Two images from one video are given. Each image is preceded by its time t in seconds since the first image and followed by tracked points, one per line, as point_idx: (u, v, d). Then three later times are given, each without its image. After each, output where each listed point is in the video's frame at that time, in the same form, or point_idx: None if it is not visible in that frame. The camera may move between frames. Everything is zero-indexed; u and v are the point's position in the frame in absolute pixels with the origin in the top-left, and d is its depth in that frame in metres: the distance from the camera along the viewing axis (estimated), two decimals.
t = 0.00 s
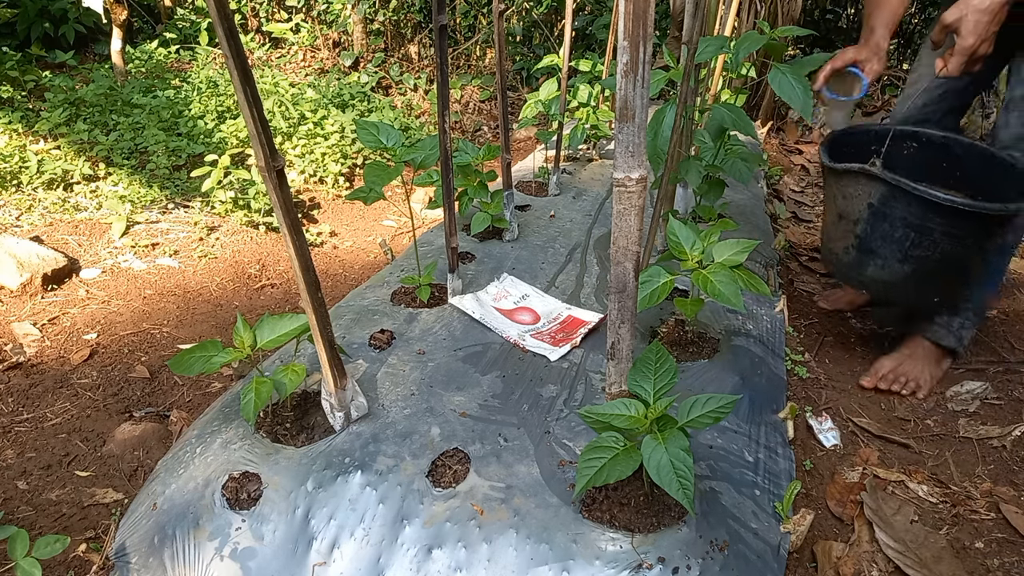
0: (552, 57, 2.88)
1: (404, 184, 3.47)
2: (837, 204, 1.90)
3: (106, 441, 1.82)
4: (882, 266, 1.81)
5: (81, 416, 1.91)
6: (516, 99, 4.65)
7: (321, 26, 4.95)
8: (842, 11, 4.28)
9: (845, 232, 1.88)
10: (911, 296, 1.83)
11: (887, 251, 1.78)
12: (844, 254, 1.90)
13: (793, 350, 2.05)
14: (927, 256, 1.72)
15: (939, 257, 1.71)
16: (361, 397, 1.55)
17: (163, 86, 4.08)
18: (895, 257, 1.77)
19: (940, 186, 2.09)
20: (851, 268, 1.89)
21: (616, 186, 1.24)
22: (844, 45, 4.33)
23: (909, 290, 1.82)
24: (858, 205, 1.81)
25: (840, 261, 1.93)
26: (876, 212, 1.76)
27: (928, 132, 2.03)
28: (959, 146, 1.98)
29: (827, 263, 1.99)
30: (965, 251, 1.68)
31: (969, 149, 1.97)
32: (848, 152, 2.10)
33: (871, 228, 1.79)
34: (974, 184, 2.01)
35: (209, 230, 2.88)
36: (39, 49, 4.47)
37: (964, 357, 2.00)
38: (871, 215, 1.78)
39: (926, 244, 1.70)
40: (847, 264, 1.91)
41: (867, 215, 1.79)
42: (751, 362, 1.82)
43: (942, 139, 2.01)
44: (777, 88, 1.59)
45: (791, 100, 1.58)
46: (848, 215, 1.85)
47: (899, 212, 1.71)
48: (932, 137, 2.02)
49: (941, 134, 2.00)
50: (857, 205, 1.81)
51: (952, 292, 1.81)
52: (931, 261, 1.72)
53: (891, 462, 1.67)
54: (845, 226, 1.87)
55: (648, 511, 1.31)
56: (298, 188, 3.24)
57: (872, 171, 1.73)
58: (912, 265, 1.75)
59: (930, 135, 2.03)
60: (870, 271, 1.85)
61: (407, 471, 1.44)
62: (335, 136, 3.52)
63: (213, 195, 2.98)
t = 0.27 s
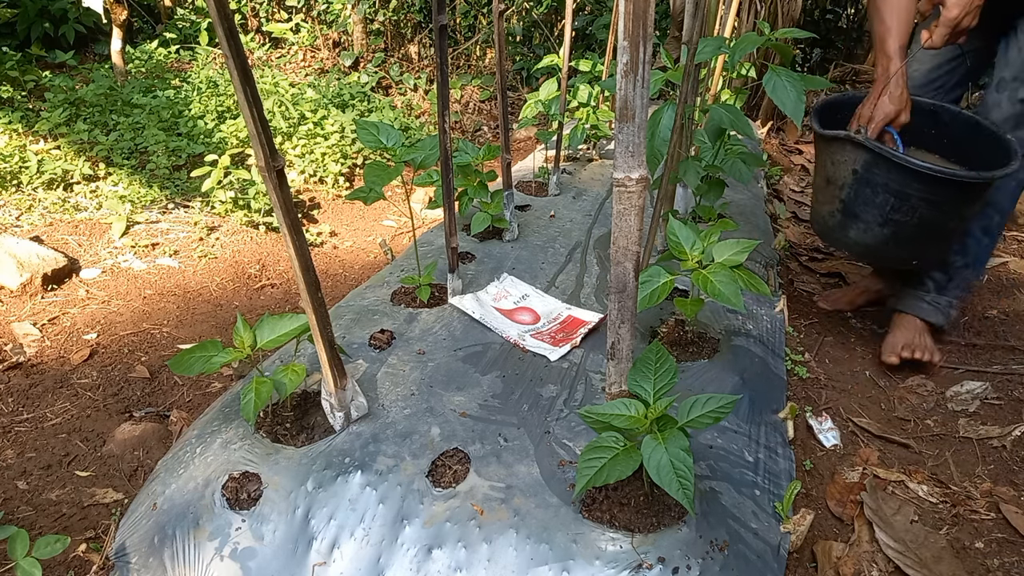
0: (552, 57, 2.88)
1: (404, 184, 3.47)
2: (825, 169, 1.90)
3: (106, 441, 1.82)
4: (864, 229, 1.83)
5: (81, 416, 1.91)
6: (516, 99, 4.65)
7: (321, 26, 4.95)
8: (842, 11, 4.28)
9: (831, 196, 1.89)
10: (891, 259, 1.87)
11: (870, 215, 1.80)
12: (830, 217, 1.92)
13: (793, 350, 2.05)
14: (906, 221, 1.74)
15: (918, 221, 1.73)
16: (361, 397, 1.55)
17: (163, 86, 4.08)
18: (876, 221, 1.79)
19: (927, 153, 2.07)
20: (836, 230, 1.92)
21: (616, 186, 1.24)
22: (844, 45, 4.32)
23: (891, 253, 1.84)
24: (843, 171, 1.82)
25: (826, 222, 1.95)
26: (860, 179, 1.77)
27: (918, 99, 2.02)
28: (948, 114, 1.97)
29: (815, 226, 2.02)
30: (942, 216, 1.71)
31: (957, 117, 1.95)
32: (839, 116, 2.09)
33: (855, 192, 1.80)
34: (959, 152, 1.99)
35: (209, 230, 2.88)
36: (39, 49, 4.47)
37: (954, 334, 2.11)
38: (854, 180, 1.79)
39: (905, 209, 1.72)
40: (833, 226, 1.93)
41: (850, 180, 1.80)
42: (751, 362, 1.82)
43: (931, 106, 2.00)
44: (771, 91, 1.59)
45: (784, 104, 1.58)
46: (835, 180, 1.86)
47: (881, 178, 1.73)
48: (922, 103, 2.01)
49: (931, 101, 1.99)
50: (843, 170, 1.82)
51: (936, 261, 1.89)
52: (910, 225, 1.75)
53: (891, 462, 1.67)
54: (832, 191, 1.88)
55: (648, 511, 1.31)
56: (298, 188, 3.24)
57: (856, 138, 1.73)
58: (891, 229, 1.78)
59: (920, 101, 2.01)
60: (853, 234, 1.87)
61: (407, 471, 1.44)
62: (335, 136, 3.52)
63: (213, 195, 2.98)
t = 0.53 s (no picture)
0: (552, 57, 2.88)
1: (404, 184, 3.47)
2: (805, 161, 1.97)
3: (106, 441, 1.83)
4: (837, 221, 1.91)
5: (81, 416, 1.91)
6: (516, 99, 4.65)
7: (321, 26, 4.95)
8: (843, 11, 4.28)
9: (808, 188, 1.97)
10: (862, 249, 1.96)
11: (841, 207, 1.88)
12: (806, 208, 2.00)
13: (793, 350, 2.05)
14: (875, 214, 1.83)
15: (885, 215, 1.82)
16: (361, 397, 1.55)
17: (163, 86, 4.08)
18: (847, 213, 1.88)
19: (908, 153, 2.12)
20: (812, 221, 2.00)
21: (616, 186, 1.24)
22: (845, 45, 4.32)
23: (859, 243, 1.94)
24: (820, 165, 1.89)
25: (802, 212, 2.03)
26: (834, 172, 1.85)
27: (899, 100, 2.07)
28: (927, 116, 2.01)
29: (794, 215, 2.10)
30: (907, 211, 1.80)
31: (935, 119, 2.00)
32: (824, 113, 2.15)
33: (829, 186, 1.88)
34: (937, 154, 2.04)
35: (209, 230, 2.88)
36: (39, 49, 4.47)
37: (953, 333, 2.13)
38: (829, 174, 1.87)
39: (873, 203, 1.81)
40: (809, 217, 2.01)
41: (825, 174, 1.88)
42: (751, 362, 1.82)
43: (911, 108, 2.05)
44: (775, 88, 1.59)
45: (791, 101, 1.58)
46: (812, 173, 1.94)
47: (852, 173, 1.80)
48: (903, 104, 2.06)
49: (910, 103, 2.04)
50: (819, 164, 1.90)
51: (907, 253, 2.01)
52: (878, 218, 1.83)
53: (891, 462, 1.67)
54: (809, 184, 1.96)
55: (648, 511, 1.31)
56: (299, 188, 3.24)
57: (831, 134, 1.81)
58: (861, 222, 1.86)
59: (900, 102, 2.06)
60: (826, 225, 1.95)
61: (407, 471, 1.44)
62: (335, 136, 3.52)
63: (213, 195, 2.98)
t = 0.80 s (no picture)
0: (552, 57, 2.88)
1: (404, 184, 3.47)
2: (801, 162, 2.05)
3: (106, 441, 1.82)
4: (827, 219, 1.98)
5: (81, 416, 1.91)
6: (516, 99, 4.65)
7: (321, 26, 4.95)
8: (843, 11, 4.27)
9: (802, 188, 2.06)
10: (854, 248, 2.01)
11: (830, 206, 1.95)
12: (801, 207, 2.08)
13: (792, 350, 2.05)
14: (862, 213, 1.88)
15: (871, 214, 1.87)
16: (361, 397, 1.55)
17: (163, 86, 4.08)
18: (836, 212, 1.94)
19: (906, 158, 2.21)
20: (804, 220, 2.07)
21: (616, 185, 1.24)
22: (845, 45, 4.31)
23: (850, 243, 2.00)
24: (813, 165, 1.98)
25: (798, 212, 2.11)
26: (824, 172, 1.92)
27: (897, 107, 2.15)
28: (922, 121, 2.10)
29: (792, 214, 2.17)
30: (893, 211, 1.84)
31: (930, 124, 2.08)
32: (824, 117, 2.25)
33: (820, 185, 1.96)
34: (931, 158, 2.12)
35: (209, 230, 2.88)
36: (39, 49, 4.47)
37: (953, 332, 2.14)
38: (819, 174, 1.95)
39: (860, 203, 1.86)
40: (804, 217, 2.09)
41: (817, 174, 1.96)
42: (751, 362, 1.82)
43: (908, 114, 2.13)
44: (774, 89, 1.59)
45: (789, 103, 1.58)
46: (806, 173, 2.02)
47: (840, 172, 1.87)
48: (900, 110, 2.14)
49: (908, 109, 2.13)
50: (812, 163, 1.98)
51: (900, 252, 2.06)
52: (866, 218, 1.88)
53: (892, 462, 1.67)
54: (803, 184, 2.04)
55: (648, 511, 1.31)
56: (298, 188, 3.24)
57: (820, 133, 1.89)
58: (849, 220, 1.92)
59: (898, 108, 2.15)
60: (818, 223, 2.03)
61: (407, 471, 1.43)
62: (335, 136, 3.52)
63: (213, 195, 2.98)
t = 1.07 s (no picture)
0: (552, 57, 2.88)
1: (404, 184, 3.47)
2: (810, 163, 2.02)
3: (106, 441, 1.82)
4: (846, 217, 1.96)
5: (81, 416, 1.91)
6: (516, 99, 4.65)
7: (321, 26, 4.95)
8: (843, 11, 4.27)
9: (814, 188, 2.02)
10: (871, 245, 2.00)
11: (849, 204, 1.92)
12: (814, 208, 2.05)
13: (792, 350, 2.05)
14: (883, 209, 1.87)
15: (892, 209, 1.86)
16: (361, 397, 1.55)
17: (163, 86, 4.08)
18: (856, 209, 1.92)
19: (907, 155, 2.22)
20: (820, 220, 2.04)
21: (616, 186, 1.24)
22: (845, 45, 4.31)
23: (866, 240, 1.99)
24: (827, 164, 1.94)
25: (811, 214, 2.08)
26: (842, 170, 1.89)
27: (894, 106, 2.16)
28: (921, 118, 2.11)
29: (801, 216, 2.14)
30: (913, 205, 1.85)
31: (929, 122, 2.10)
32: (825, 120, 2.24)
33: (837, 183, 1.93)
34: (934, 153, 2.13)
35: (209, 230, 2.88)
36: (39, 49, 4.47)
37: (952, 332, 2.14)
38: (836, 172, 1.92)
39: (881, 198, 1.85)
40: (818, 217, 2.05)
41: (832, 173, 1.93)
42: (752, 363, 1.82)
43: (906, 113, 2.14)
44: (774, 89, 1.59)
45: (789, 102, 1.57)
46: (819, 173, 1.99)
47: (859, 170, 1.85)
48: (897, 109, 2.15)
49: (905, 108, 2.13)
50: (826, 164, 1.95)
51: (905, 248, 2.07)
52: (887, 213, 1.88)
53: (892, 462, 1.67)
54: (816, 184, 2.01)
55: (648, 511, 1.31)
56: (298, 188, 3.24)
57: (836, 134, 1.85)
58: (869, 216, 1.91)
59: (896, 108, 2.15)
60: (835, 223, 2.00)
61: (407, 471, 1.43)
62: (335, 136, 3.52)
63: (213, 195, 2.98)
